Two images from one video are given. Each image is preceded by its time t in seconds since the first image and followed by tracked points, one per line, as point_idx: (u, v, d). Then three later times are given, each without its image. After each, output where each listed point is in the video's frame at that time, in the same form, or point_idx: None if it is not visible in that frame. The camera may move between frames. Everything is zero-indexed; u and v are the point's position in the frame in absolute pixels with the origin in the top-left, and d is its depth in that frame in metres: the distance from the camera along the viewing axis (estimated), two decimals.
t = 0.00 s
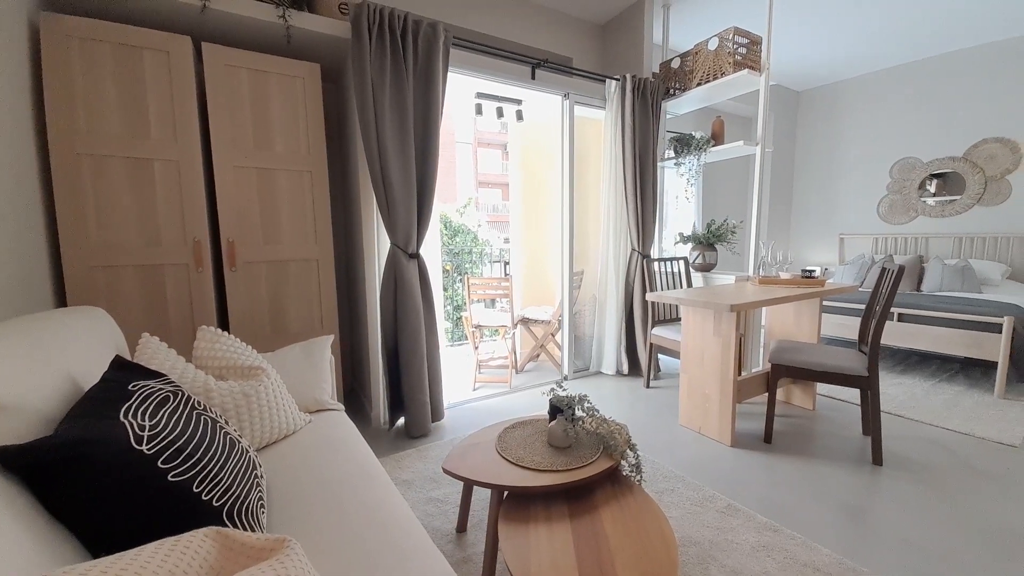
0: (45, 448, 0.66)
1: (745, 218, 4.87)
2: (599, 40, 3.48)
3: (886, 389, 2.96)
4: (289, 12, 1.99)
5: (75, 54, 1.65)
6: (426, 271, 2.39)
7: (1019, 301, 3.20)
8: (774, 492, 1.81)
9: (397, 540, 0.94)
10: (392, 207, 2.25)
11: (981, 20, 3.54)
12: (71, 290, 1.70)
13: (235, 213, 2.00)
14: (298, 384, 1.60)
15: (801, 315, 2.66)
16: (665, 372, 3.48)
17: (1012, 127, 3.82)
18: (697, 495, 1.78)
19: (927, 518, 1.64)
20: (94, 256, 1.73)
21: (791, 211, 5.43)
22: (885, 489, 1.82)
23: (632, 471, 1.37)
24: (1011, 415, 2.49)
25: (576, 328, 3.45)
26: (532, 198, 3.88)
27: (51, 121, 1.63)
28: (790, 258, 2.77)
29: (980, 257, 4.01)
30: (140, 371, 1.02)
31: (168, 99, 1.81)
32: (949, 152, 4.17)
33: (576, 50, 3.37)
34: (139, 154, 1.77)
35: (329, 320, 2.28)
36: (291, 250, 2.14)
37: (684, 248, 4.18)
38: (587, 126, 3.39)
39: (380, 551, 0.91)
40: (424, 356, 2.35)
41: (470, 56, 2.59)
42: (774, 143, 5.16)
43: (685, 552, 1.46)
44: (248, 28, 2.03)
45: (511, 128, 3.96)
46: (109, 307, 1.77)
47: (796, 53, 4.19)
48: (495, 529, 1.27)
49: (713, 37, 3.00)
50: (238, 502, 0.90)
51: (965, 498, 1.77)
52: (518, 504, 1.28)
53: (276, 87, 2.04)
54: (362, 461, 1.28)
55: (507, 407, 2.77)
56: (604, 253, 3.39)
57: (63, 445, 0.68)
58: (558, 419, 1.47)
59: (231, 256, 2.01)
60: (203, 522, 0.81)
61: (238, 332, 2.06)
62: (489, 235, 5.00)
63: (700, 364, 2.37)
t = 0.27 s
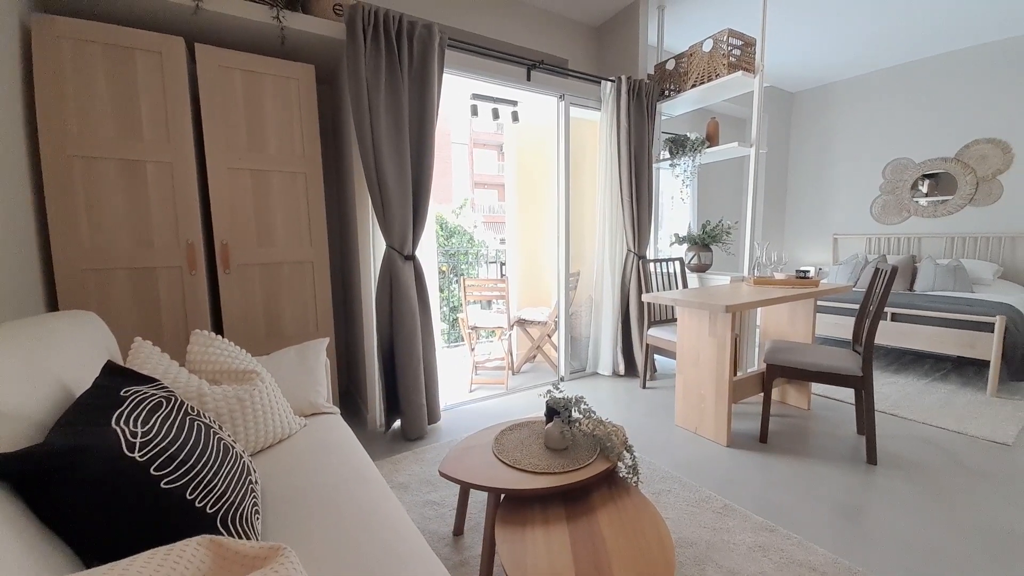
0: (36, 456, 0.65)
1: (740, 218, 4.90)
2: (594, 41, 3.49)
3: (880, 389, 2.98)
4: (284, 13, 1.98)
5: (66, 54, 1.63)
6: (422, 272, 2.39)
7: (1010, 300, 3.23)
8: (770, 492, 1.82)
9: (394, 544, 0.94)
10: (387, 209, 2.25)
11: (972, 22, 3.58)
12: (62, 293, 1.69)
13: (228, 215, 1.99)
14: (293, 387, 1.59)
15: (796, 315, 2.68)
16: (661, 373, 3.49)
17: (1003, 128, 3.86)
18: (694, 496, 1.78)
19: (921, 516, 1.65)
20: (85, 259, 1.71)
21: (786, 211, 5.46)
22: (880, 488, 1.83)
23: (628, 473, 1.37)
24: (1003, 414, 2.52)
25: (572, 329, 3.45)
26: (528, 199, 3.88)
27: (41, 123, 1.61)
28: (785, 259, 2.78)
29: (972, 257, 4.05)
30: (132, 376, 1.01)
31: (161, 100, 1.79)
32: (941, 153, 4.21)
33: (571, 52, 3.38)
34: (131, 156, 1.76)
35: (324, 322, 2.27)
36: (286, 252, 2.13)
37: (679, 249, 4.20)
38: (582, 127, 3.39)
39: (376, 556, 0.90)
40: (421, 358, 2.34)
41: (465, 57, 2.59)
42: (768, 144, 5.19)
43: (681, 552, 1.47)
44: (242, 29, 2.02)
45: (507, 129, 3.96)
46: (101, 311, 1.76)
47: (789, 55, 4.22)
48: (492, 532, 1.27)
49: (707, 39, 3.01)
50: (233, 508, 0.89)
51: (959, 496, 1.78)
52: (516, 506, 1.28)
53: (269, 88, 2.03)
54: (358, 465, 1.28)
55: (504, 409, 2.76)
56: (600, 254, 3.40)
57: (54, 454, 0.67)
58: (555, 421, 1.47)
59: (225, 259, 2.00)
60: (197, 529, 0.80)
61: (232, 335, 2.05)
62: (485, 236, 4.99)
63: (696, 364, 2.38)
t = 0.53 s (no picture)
0: (24, 463, 0.64)
1: (733, 220, 4.93)
2: (589, 44, 3.50)
3: (872, 390, 3.01)
4: (277, 13, 1.96)
5: (56, 52, 1.61)
6: (417, 274, 2.38)
7: (999, 302, 3.28)
8: (764, 493, 1.83)
9: (388, 548, 0.93)
10: (382, 210, 2.24)
11: (961, 28, 3.63)
12: (51, 295, 1.66)
13: (221, 216, 1.97)
14: (287, 390, 1.58)
15: (789, 316, 2.70)
16: (655, 374, 3.50)
17: (991, 132, 3.92)
18: (689, 497, 1.79)
19: (912, 516, 1.67)
20: (75, 260, 1.69)
21: (778, 213, 5.50)
22: (872, 489, 1.85)
23: (624, 475, 1.38)
24: (991, 414, 2.55)
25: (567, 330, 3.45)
26: (523, 200, 3.88)
27: (30, 122, 1.59)
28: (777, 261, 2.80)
29: (961, 259, 4.10)
30: (122, 381, 0.99)
31: (152, 99, 1.77)
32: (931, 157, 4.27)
33: (566, 54, 3.39)
34: (122, 156, 1.74)
35: (318, 324, 2.26)
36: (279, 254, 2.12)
37: (673, 250, 4.22)
38: (577, 129, 3.40)
39: (370, 561, 0.89)
40: (415, 360, 2.33)
41: (461, 59, 2.59)
42: (761, 146, 5.23)
43: (676, 554, 1.47)
44: (235, 29, 2.01)
45: (502, 131, 3.96)
46: (91, 312, 1.73)
47: (782, 59, 4.25)
48: (487, 535, 1.26)
49: (701, 42, 3.03)
50: (224, 514, 0.88)
51: (949, 496, 1.80)
52: (511, 509, 1.28)
53: (263, 88, 2.02)
54: (353, 468, 1.27)
55: (499, 410, 2.76)
56: (595, 256, 3.41)
57: (42, 461, 0.66)
58: (550, 423, 1.47)
59: (217, 260, 1.98)
60: (188, 536, 0.79)
61: (224, 337, 2.03)
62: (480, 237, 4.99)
63: (690, 366, 2.39)
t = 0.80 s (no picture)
0: (20, 462, 0.64)
1: (729, 220, 4.95)
2: (585, 44, 3.51)
3: (866, 388, 3.03)
4: (273, 11, 1.96)
5: (50, 50, 1.60)
6: (414, 273, 2.38)
7: (991, 302, 3.31)
8: (759, 491, 1.84)
9: (385, 547, 0.94)
10: (378, 210, 2.23)
11: (953, 29, 3.66)
12: (45, 294, 1.65)
13: (216, 216, 1.96)
14: (283, 390, 1.58)
15: (784, 315, 2.71)
16: (652, 373, 3.52)
17: (984, 133, 3.95)
18: (684, 495, 1.79)
19: (905, 513, 1.68)
20: (69, 259, 1.68)
21: (774, 213, 5.53)
22: (866, 486, 1.87)
23: (619, 473, 1.38)
24: (984, 412, 2.58)
25: (564, 329, 3.46)
26: (520, 200, 3.89)
27: (23, 120, 1.57)
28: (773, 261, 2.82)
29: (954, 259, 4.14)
30: (117, 380, 0.99)
31: (147, 98, 1.76)
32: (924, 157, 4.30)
33: (563, 54, 3.39)
34: (117, 155, 1.73)
35: (314, 324, 2.25)
36: (275, 253, 2.11)
37: (669, 250, 4.24)
38: (574, 129, 3.41)
39: (366, 559, 0.90)
40: (412, 359, 2.33)
41: (457, 58, 2.59)
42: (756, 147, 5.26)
43: (672, 552, 1.48)
44: (230, 27, 2.00)
45: (499, 131, 3.96)
46: (85, 312, 1.72)
47: (777, 59, 4.28)
48: (483, 533, 1.27)
49: (697, 43, 3.04)
50: (220, 513, 0.88)
51: (942, 493, 1.82)
52: (507, 507, 1.28)
53: (258, 87, 2.01)
54: (349, 467, 1.27)
55: (496, 410, 2.76)
56: (592, 255, 3.42)
57: (38, 459, 0.66)
58: (546, 422, 1.47)
59: (212, 259, 1.97)
60: (185, 535, 0.79)
61: (219, 337, 2.02)
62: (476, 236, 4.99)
63: (686, 365, 2.40)
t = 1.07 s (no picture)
0: (14, 464, 0.64)
1: (727, 220, 4.96)
2: (583, 44, 3.51)
3: (864, 387, 3.03)
4: (270, 12, 1.96)
5: (46, 52, 1.59)
6: (412, 274, 2.38)
7: (989, 301, 3.31)
8: (758, 491, 1.84)
9: (383, 548, 0.94)
10: (377, 210, 2.23)
11: (950, 29, 3.67)
12: (42, 295, 1.65)
13: (214, 217, 1.96)
14: (281, 391, 1.57)
15: (782, 315, 2.72)
16: (651, 373, 3.52)
17: (980, 133, 3.96)
18: (683, 495, 1.79)
19: (904, 513, 1.68)
20: (66, 261, 1.67)
21: (772, 213, 5.54)
22: (864, 485, 1.87)
23: (618, 474, 1.38)
24: (981, 411, 2.58)
25: (563, 330, 3.46)
26: (519, 200, 3.89)
27: (20, 121, 1.57)
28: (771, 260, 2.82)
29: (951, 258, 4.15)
30: (114, 382, 0.99)
31: (144, 99, 1.76)
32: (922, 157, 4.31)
33: (561, 54, 3.39)
34: (113, 157, 1.72)
35: (313, 325, 2.25)
36: (273, 254, 2.11)
37: (668, 250, 4.24)
38: (572, 129, 3.41)
39: (364, 561, 0.89)
40: (410, 360, 2.33)
41: (455, 59, 2.59)
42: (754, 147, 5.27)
43: (671, 552, 1.48)
44: (228, 28, 2.00)
45: (497, 131, 3.96)
46: (82, 314, 1.72)
47: (775, 59, 4.29)
48: (482, 534, 1.27)
49: (695, 43, 3.05)
50: (218, 515, 0.88)
51: (940, 492, 1.82)
52: (506, 509, 1.28)
53: (256, 88, 2.01)
54: (347, 469, 1.27)
55: (495, 410, 2.76)
56: (590, 255, 3.42)
57: (33, 462, 0.65)
58: (545, 422, 1.47)
59: (210, 261, 1.97)
60: (181, 537, 0.79)
61: (217, 338, 2.02)
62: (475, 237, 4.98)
63: (684, 364, 2.40)
